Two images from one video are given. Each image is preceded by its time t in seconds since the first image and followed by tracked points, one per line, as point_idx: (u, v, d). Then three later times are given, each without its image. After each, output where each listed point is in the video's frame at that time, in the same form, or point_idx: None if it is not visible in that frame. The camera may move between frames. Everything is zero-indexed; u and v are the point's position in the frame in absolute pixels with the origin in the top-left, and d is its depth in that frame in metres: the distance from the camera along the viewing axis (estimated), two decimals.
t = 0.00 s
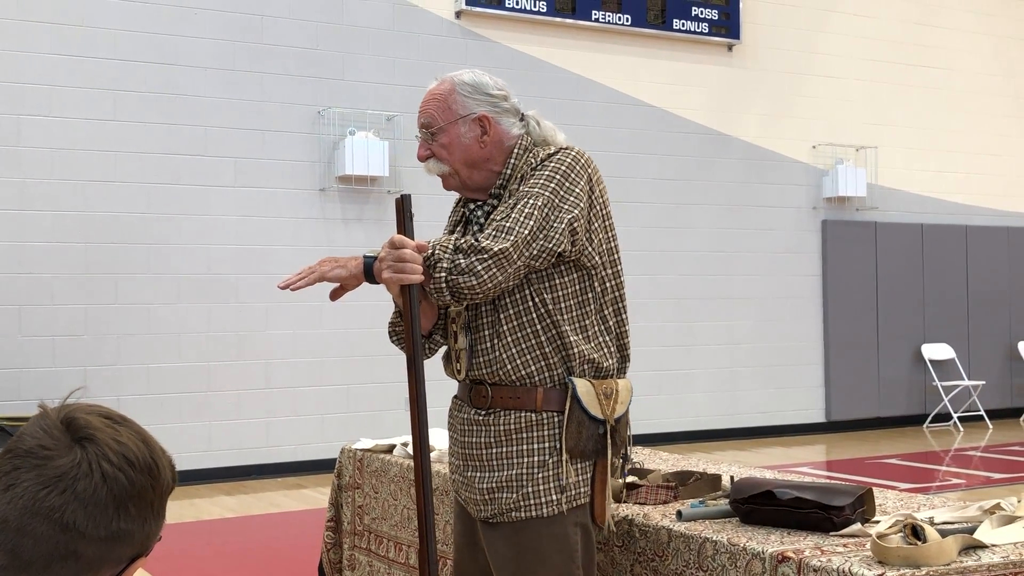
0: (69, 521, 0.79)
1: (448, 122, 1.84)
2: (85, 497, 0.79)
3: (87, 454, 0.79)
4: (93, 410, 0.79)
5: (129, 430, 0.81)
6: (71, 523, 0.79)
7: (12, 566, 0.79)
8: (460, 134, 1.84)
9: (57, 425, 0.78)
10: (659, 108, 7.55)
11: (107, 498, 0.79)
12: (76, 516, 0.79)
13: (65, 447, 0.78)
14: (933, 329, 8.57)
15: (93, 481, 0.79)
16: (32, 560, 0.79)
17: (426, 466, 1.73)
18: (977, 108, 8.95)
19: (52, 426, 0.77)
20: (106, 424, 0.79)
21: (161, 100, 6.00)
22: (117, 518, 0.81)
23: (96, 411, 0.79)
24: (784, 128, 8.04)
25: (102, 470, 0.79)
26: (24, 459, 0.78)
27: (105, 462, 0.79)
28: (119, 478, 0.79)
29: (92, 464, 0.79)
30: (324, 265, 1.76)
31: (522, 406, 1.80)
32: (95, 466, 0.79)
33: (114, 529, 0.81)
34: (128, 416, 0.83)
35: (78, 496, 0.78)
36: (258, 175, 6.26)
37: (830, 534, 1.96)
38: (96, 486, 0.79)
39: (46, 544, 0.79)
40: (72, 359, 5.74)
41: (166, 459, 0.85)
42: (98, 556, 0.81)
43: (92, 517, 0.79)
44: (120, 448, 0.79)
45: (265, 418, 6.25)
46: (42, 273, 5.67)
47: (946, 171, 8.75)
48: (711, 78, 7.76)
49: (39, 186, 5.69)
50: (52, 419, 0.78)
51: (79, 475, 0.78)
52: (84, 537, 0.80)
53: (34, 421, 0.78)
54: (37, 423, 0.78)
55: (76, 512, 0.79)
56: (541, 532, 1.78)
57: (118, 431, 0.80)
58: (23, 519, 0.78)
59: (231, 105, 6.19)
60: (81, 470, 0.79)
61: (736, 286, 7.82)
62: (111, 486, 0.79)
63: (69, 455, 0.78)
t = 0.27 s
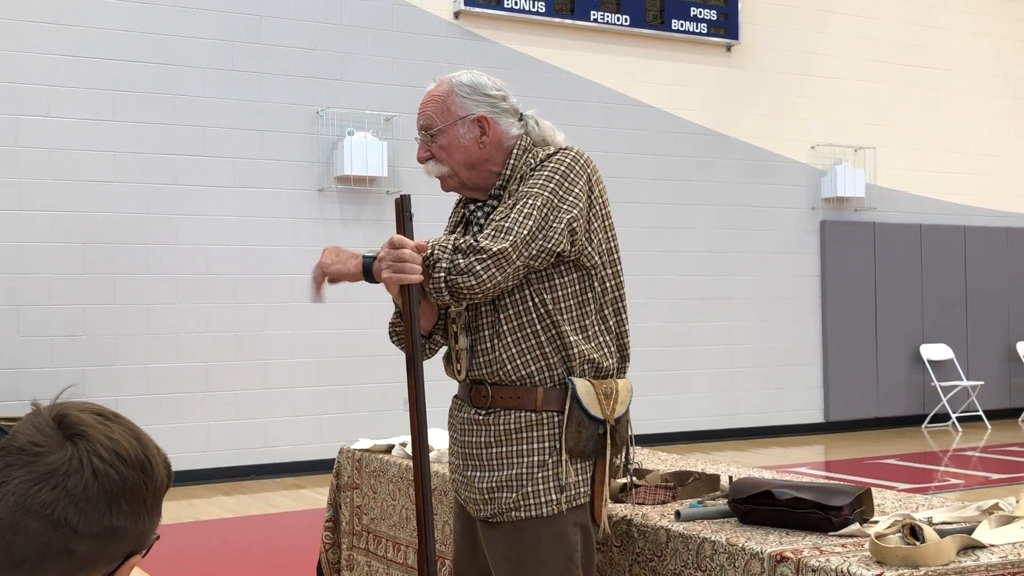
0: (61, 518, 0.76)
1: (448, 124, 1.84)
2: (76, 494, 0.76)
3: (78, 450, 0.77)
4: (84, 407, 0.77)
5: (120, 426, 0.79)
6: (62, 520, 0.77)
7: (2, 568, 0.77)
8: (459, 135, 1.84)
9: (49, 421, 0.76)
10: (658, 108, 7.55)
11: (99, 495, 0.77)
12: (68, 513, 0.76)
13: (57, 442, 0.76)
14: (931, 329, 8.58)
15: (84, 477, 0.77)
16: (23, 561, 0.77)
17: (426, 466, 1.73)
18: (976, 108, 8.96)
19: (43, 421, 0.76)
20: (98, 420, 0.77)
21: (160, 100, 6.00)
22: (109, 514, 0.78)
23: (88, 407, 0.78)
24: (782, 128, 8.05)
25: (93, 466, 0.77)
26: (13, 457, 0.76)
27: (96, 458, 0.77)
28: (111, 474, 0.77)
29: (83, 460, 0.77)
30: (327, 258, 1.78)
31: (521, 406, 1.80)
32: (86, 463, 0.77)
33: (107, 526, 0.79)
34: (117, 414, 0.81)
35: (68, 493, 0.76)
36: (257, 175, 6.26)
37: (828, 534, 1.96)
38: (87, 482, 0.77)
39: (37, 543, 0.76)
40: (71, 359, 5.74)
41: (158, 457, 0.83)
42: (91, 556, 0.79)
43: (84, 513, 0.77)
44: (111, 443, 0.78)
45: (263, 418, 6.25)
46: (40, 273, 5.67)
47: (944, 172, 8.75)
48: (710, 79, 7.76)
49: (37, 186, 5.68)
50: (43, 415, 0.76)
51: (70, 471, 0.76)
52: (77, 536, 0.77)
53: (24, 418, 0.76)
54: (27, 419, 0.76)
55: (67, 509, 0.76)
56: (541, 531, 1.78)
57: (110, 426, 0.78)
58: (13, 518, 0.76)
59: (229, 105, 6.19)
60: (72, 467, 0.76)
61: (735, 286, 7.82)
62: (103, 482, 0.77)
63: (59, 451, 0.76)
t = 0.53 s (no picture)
0: (40, 510, 0.78)
1: (450, 121, 1.84)
2: (54, 486, 0.78)
3: (57, 443, 0.78)
4: (64, 403, 0.80)
5: (101, 420, 0.81)
6: (42, 513, 0.78)
7: None
8: (461, 132, 1.84)
9: (29, 416, 0.79)
10: (657, 107, 7.55)
11: (78, 486, 0.79)
12: (47, 505, 0.78)
13: (35, 435, 0.78)
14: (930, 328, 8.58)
15: (62, 470, 0.78)
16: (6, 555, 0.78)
17: (426, 466, 1.73)
18: (975, 107, 8.96)
19: (22, 416, 0.78)
20: (77, 414, 0.80)
21: (158, 99, 6.00)
22: (90, 506, 0.79)
23: (68, 403, 0.80)
24: (781, 127, 8.05)
25: (71, 458, 0.78)
26: None
27: (74, 450, 0.79)
28: (89, 466, 0.79)
29: (62, 452, 0.78)
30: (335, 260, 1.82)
31: (520, 406, 1.80)
32: (64, 456, 0.79)
33: (89, 518, 0.80)
34: (103, 412, 0.83)
35: (47, 485, 0.78)
36: (255, 175, 6.26)
37: (827, 533, 1.96)
38: (65, 474, 0.78)
39: (17, 535, 0.78)
40: (70, 358, 5.74)
41: (145, 454, 0.84)
42: (74, 549, 0.80)
43: (65, 506, 0.78)
44: (90, 435, 0.79)
45: (262, 418, 6.25)
46: (39, 272, 5.67)
47: (943, 171, 8.76)
48: (709, 78, 7.76)
49: (36, 185, 5.68)
50: (24, 412, 0.79)
51: (49, 463, 0.78)
52: (58, 527, 0.78)
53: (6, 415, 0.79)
54: (8, 415, 0.79)
55: (46, 502, 0.78)
56: (539, 531, 1.78)
57: (89, 420, 0.80)
58: None
59: (228, 105, 6.19)
60: (51, 460, 0.78)
61: (733, 285, 7.82)
62: (81, 475, 0.79)
63: (39, 445, 0.78)
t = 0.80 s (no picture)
0: (35, 505, 0.78)
1: (449, 119, 1.84)
2: (49, 481, 0.78)
3: (52, 437, 0.79)
4: (60, 398, 0.80)
5: (98, 416, 0.81)
6: (37, 509, 0.78)
7: None
8: (461, 131, 1.84)
9: (24, 412, 0.79)
10: (656, 106, 7.55)
11: (74, 481, 0.79)
12: (42, 499, 0.78)
13: (31, 431, 0.78)
14: (929, 327, 8.58)
15: (57, 465, 0.78)
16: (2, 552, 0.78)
17: (425, 463, 1.73)
18: (973, 106, 8.96)
19: (16, 412, 0.78)
20: (72, 410, 0.80)
21: (157, 97, 5.99)
22: (86, 501, 0.79)
23: (62, 399, 0.80)
24: (780, 126, 8.05)
25: (65, 453, 0.79)
26: None
27: (68, 445, 0.79)
28: (85, 461, 0.79)
29: (57, 447, 0.79)
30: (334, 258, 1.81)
31: (519, 404, 1.80)
32: (59, 451, 0.79)
33: (85, 513, 0.80)
34: (99, 407, 0.84)
35: (42, 480, 0.78)
36: (254, 173, 6.26)
37: (825, 532, 1.96)
38: (60, 469, 0.78)
39: (14, 530, 0.78)
40: (68, 356, 5.74)
41: (142, 450, 0.84)
42: (72, 545, 0.80)
43: (60, 501, 0.78)
44: (85, 431, 0.79)
45: (260, 416, 6.24)
46: (38, 270, 5.67)
47: (941, 170, 8.76)
48: (708, 77, 7.76)
49: (34, 183, 5.68)
50: (19, 407, 0.79)
51: (44, 459, 0.78)
52: (54, 523, 0.78)
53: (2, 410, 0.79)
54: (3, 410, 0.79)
55: (42, 497, 0.78)
56: (536, 529, 1.78)
57: (84, 415, 0.80)
58: None
59: (227, 103, 6.19)
60: (46, 455, 0.78)
61: (732, 284, 7.82)
62: (76, 469, 0.79)
63: (35, 439, 0.78)
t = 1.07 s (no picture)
0: (36, 504, 0.78)
1: (448, 118, 1.83)
2: (49, 479, 0.78)
3: (52, 435, 0.78)
4: (60, 396, 0.80)
5: (99, 414, 0.81)
6: (38, 507, 0.78)
7: None
8: (460, 130, 1.84)
9: (24, 409, 0.79)
10: (655, 105, 7.55)
11: (74, 479, 0.79)
12: (42, 498, 0.78)
13: (31, 429, 0.78)
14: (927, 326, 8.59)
15: (57, 463, 0.78)
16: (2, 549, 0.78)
17: (424, 462, 1.73)
18: (972, 105, 8.97)
19: (17, 409, 0.78)
20: (73, 407, 0.80)
21: (155, 94, 5.99)
22: (86, 501, 0.79)
23: (63, 396, 0.80)
24: (779, 125, 8.06)
25: (66, 452, 0.79)
26: None
27: (69, 443, 0.79)
28: (85, 459, 0.79)
29: (57, 446, 0.78)
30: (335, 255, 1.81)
31: (518, 402, 1.80)
32: (60, 449, 0.79)
33: (85, 511, 0.79)
34: (100, 404, 0.83)
35: (42, 479, 0.78)
36: (253, 171, 6.25)
37: (823, 531, 1.96)
38: (60, 467, 0.78)
39: (14, 528, 0.78)
40: (67, 354, 5.73)
41: (143, 449, 0.84)
42: (72, 543, 0.80)
43: (59, 500, 0.78)
44: (85, 428, 0.79)
45: (259, 414, 6.24)
46: (36, 268, 5.66)
47: (940, 169, 8.77)
48: (707, 75, 7.76)
49: (33, 180, 5.67)
50: (20, 404, 0.79)
51: (43, 457, 0.78)
52: (54, 521, 0.78)
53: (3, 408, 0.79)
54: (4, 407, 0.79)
55: (42, 494, 0.78)
56: (536, 527, 1.78)
57: (86, 413, 0.80)
58: None
59: (226, 101, 6.18)
60: (46, 453, 0.78)
61: (731, 283, 7.82)
62: (77, 468, 0.79)
63: (36, 437, 0.78)
